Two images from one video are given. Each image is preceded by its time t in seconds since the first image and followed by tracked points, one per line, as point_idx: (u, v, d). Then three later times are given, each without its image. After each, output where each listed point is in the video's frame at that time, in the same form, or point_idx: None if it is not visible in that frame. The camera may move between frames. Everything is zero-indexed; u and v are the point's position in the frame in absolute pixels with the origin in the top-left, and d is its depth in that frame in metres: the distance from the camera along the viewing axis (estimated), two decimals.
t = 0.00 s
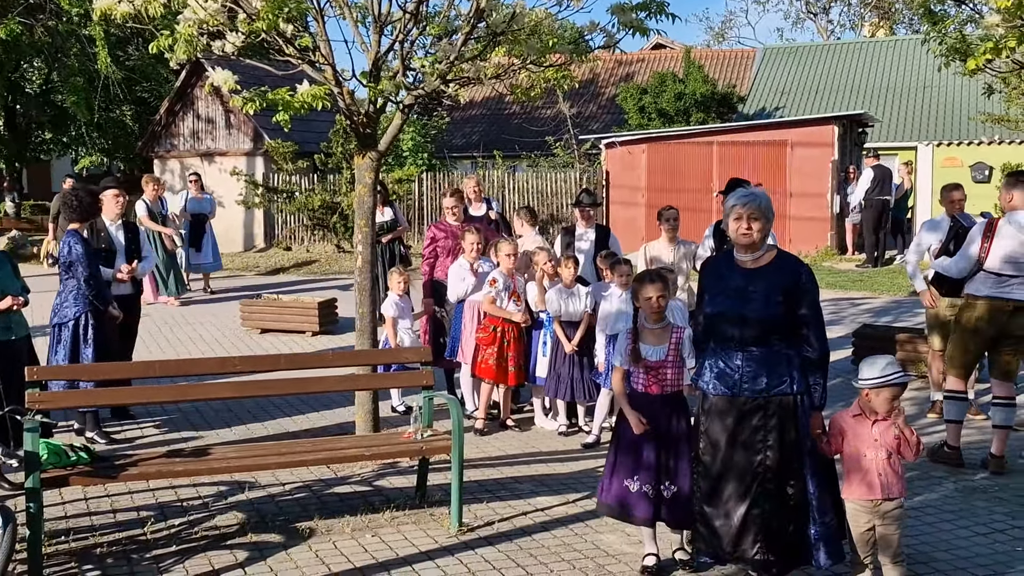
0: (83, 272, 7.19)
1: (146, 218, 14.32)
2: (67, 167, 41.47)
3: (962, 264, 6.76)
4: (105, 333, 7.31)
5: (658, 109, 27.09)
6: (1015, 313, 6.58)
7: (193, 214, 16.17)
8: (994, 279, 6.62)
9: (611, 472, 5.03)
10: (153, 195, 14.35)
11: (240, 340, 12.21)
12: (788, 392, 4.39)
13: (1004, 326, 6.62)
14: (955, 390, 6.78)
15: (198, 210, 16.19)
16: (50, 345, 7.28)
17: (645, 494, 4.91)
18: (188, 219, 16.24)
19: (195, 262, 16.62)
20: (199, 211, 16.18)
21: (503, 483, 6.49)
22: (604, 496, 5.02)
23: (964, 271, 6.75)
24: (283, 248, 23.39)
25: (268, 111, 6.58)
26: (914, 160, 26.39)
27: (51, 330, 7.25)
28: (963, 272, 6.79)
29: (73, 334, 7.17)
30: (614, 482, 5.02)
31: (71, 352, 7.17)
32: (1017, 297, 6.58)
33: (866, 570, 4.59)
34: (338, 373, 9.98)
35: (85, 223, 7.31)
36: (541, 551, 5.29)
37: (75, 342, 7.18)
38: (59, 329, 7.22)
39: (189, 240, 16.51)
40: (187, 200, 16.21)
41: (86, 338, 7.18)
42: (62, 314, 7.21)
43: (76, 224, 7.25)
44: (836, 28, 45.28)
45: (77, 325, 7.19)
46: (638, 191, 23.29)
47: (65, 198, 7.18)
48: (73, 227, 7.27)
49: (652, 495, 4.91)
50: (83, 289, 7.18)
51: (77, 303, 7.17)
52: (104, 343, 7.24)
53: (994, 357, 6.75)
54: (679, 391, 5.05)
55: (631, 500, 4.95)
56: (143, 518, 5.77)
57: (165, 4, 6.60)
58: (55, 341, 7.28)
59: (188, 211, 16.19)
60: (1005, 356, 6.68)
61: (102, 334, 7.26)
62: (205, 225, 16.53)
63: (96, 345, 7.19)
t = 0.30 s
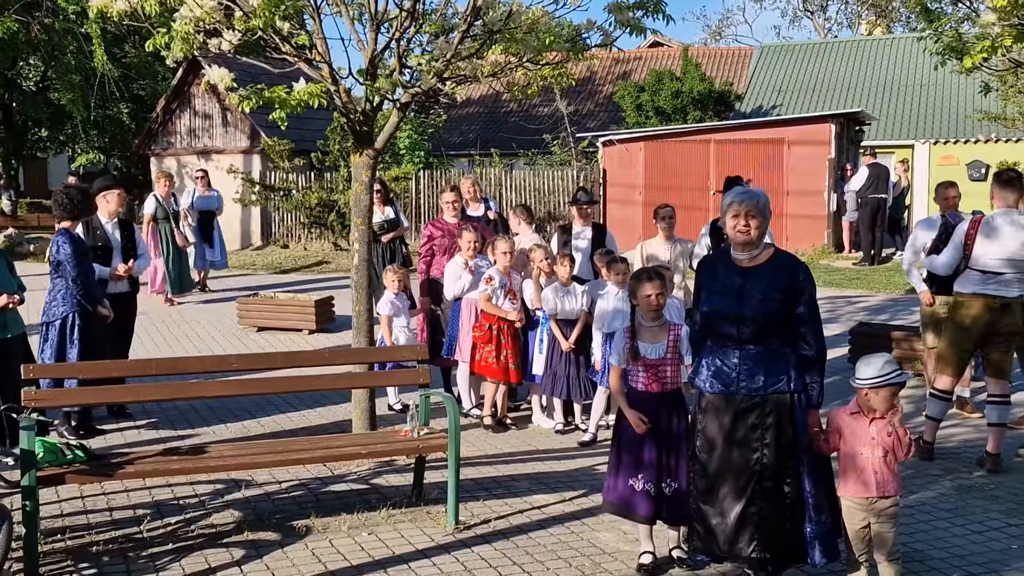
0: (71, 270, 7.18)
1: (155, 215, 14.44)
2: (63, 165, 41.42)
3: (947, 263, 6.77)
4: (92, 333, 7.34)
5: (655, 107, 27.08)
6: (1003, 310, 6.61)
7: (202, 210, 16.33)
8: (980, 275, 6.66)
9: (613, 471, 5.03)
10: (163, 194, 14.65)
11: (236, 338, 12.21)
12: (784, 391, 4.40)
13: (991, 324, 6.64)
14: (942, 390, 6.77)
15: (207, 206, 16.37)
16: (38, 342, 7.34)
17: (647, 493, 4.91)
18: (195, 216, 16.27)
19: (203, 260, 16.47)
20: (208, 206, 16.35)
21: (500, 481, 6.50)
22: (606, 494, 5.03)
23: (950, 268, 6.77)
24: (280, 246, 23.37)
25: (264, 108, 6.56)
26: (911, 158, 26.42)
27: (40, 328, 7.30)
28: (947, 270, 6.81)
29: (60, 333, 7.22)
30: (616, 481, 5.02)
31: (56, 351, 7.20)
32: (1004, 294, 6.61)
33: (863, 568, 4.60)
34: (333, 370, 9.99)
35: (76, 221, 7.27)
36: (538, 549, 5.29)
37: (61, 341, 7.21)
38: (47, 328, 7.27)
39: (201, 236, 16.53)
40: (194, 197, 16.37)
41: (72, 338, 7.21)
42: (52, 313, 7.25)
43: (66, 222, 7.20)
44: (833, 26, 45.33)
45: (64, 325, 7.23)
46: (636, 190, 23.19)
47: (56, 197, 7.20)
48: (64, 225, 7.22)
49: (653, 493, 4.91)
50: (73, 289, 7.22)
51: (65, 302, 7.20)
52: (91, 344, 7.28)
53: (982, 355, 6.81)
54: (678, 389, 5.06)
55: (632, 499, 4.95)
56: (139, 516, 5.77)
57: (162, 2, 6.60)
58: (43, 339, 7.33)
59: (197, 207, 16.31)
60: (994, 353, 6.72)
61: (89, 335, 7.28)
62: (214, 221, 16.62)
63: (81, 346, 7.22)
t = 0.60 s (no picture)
0: (55, 268, 7.17)
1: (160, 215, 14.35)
2: (56, 163, 41.31)
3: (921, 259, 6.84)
4: (76, 332, 7.35)
5: (650, 105, 27.07)
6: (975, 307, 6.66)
7: (209, 210, 15.94)
8: (952, 271, 6.72)
9: (608, 467, 5.04)
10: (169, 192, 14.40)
11: (230, 336, 12.19)
12: (778, 388, 4.40)
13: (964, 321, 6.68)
14: (928, 388, 6.79)
15: (214, 206, 15.98)
16: (22, 336, 7.41)
17: (641, 490, 4.92)
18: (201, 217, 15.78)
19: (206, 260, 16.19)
20: (215, 206, 15.96)
21: (494, 478, 6.50)
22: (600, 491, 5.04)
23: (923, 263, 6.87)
24: (274, 243, 23.33)
25: (258, 105, 6.56)
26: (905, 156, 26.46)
27: (24, 322, 7.36)
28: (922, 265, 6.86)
29: (40, 329, 7.26)
30: (610, 478, 5.03)
31: (36, 346, 7.25)
32: (976, 291, 6.65)
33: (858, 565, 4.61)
34: (326, 367, 10.01)
35: (66, 217, 7.24)
36: (532, 545, 5.30)
37: (41, 338, 7.25)
38: (30, 322, 7.33)
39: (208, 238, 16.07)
40: (200, 195, 15.94)
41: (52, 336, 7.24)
42: (36, 308, 7.31)
43: (56, 219, 7.18)
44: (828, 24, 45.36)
45: (46, 322, 7.26)
46: (630, 187, 23.19)
47: (47, 191, 7.14)
48: (53, 222, 7.18)
49: (647, 490, 4.92)
50: (56, 287, 7.21)
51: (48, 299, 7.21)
52: (72, 343, 7.31)
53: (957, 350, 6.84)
54: (673, 386, 5.07)
55: (626, 496, 4.96)
56: (133, 513, 5.76)
57: None
58: (26, 332, 7.39)
59: (203, 207, 15.90)
60: (970, 349, 6.74)
61: (70, 334, 7.29)
62: (219, 220, 16.19)
63: (59, 345, 7.23)
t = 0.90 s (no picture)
0: (47, 265, 7.16)
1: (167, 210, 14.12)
2: (53, 159, 41.26)
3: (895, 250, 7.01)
4: (69, 328, 7.39)
5: (646, 101, 27.07)
6: (942, 301, 6.77)
7: (218, 204, 15.77)
8: (922, 266, 6.87)
9: (597, 463, 5.04)
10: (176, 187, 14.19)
11: (227, 332, 12.20)
12: (773, 385, 4.41)
13: (931, 315, 6.83)
14: (915, 383, 6.94)
15: (222, 200, 15.81)
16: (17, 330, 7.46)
17: (630, 486, 4.93)
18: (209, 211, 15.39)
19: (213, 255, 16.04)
20: (224, 200, 15.79)
21: (490, 475, 6.51)
22: (589, 487, 5.03)
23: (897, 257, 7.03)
24: (270, 240, 23.30)
25: (254, 102, 6.56)
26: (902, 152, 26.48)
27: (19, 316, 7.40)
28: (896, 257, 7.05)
29: (35, 325, 7.30)
30: (599, 474, 5.03)
31: (29, 342, 7.30)
32: (942, 285, 6.77)
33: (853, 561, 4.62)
34: (322, 364, 10.04)
35: (60, 214, 7.21)
36: (528, 542, 5.31)
37: (36, 334, 7.29)
38: (24, 317, 7.37)
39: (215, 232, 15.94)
40: (208, 189, 15.79)
41: (45, 332, 7.28)
42: (32, 304, 7.35)
43: (49, 215, 7.14)
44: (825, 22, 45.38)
45: (39, 317, 7.31)
46: (627, 184, 23.29)
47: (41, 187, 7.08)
48: (48, 219, 7.16)
49: (637, 487, 4.92)
50: (49, 283, 7.23)
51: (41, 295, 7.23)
52: (66, 340, 7.35)
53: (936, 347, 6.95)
54: (666, 384, 5.07)
55: (615, 492, 4.96)
56: (129, 510, 5.77)
57: None
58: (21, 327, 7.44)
59: (212, 202, 15.74)
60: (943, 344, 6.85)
61: (62, 330, 7.32)
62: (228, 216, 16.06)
63: (52, 341, 7.27)
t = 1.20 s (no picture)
0: (48, 260, 7.17)
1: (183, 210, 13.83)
2: (52, 156, 41.25)
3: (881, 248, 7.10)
4: (71, 324, 7.40)
5: (645, 98, 27.07)
6: (924, 297, 6.84)
7: (230, 205, 14.93)
8: (906, 263, 6.94)
9: (592, 460, 5.05)
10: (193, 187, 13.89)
11: (225, 328, 12.20)
12: (770, 382, 4.42)
13: (915, 310, 6.91)
14: (911, 379, 6.97)
15: (234, 199, 14.94)
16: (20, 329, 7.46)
17: (626, 483, 4.93)
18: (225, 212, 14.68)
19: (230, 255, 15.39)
20: (236, 199, 14.88)
21: (488, 471, 6.52)
22: (584, 483, 5.04)
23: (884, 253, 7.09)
24: (269, 237, 23.28)
25: (253, 98, 6.56)
26: (901, 148, 26.48)
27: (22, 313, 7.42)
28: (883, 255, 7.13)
29: (37, 321, 7.30)
30: (595, 470, 5.03)
31: (33, 339, 7.29)
32: (922, 282, 6.84)
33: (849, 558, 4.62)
34: (320, 360, 10.04)
35: (60, 211, 7.25)
36: (525, 538, 5.32)
37: (39, 330, 7.29)
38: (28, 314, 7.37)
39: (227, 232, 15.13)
40: (220, 187, 14.89)
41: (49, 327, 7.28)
42: (34, 300, 7.37)
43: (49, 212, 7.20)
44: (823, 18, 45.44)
45: (42, 314, 7.31)
46: (625, 180, 23.23)
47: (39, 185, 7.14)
48: (48, 215, 7.21)
49: (632, 484, 4.94)
50: (51, 279, 7.25)
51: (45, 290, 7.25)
52: (69, 337, 7.37)
53: (929, 341, 7.01)
54: (662, 380, 5.07)
55: (610, 489, 4.97)
56: (127, 506, 5.78)
57: None
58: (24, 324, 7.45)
59: (224, 201, 14.85)
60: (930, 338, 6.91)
61: (65, 326, 7.34)
62: (240, 214, 15.21)
63: (54, 338, 7.28)
